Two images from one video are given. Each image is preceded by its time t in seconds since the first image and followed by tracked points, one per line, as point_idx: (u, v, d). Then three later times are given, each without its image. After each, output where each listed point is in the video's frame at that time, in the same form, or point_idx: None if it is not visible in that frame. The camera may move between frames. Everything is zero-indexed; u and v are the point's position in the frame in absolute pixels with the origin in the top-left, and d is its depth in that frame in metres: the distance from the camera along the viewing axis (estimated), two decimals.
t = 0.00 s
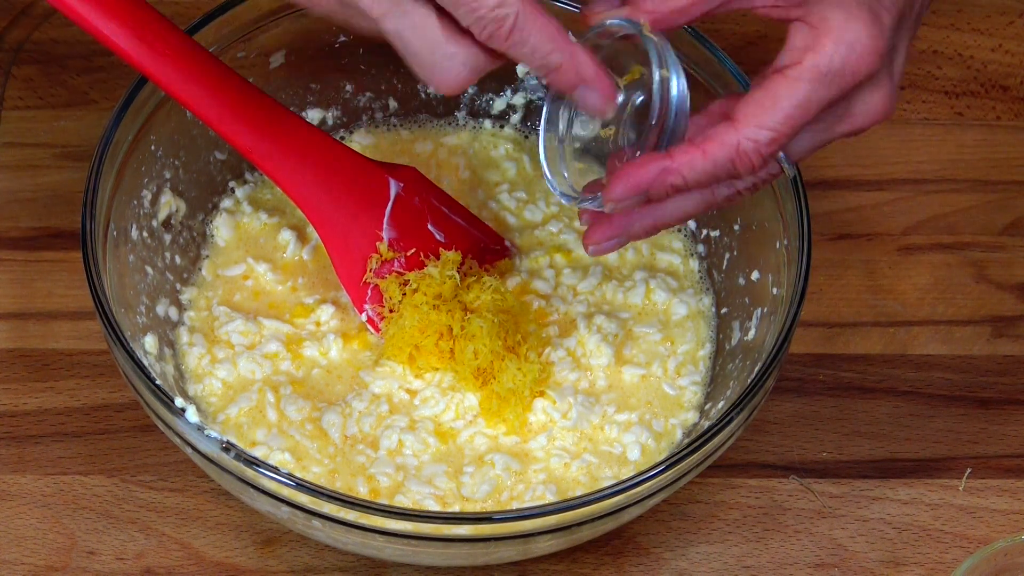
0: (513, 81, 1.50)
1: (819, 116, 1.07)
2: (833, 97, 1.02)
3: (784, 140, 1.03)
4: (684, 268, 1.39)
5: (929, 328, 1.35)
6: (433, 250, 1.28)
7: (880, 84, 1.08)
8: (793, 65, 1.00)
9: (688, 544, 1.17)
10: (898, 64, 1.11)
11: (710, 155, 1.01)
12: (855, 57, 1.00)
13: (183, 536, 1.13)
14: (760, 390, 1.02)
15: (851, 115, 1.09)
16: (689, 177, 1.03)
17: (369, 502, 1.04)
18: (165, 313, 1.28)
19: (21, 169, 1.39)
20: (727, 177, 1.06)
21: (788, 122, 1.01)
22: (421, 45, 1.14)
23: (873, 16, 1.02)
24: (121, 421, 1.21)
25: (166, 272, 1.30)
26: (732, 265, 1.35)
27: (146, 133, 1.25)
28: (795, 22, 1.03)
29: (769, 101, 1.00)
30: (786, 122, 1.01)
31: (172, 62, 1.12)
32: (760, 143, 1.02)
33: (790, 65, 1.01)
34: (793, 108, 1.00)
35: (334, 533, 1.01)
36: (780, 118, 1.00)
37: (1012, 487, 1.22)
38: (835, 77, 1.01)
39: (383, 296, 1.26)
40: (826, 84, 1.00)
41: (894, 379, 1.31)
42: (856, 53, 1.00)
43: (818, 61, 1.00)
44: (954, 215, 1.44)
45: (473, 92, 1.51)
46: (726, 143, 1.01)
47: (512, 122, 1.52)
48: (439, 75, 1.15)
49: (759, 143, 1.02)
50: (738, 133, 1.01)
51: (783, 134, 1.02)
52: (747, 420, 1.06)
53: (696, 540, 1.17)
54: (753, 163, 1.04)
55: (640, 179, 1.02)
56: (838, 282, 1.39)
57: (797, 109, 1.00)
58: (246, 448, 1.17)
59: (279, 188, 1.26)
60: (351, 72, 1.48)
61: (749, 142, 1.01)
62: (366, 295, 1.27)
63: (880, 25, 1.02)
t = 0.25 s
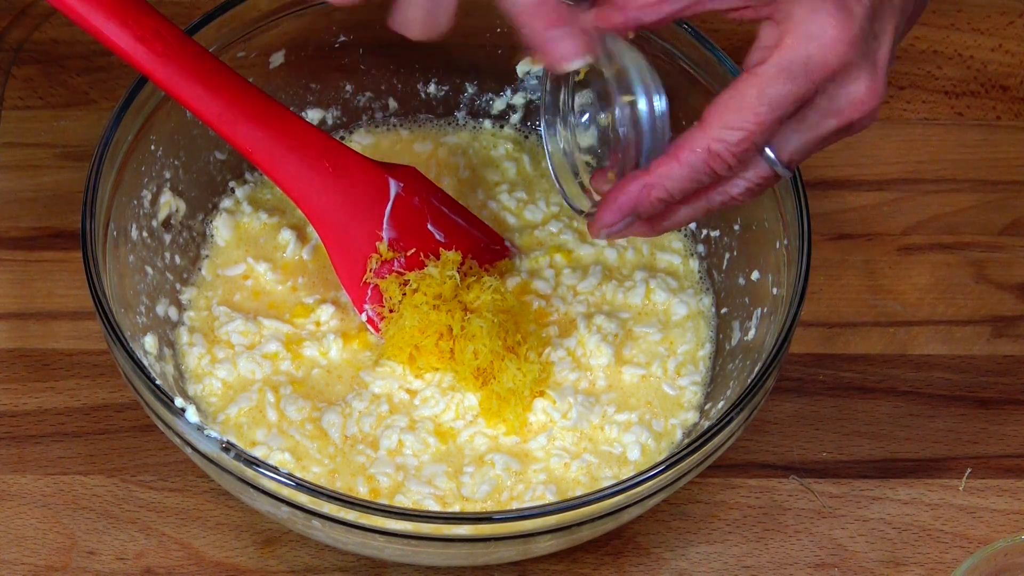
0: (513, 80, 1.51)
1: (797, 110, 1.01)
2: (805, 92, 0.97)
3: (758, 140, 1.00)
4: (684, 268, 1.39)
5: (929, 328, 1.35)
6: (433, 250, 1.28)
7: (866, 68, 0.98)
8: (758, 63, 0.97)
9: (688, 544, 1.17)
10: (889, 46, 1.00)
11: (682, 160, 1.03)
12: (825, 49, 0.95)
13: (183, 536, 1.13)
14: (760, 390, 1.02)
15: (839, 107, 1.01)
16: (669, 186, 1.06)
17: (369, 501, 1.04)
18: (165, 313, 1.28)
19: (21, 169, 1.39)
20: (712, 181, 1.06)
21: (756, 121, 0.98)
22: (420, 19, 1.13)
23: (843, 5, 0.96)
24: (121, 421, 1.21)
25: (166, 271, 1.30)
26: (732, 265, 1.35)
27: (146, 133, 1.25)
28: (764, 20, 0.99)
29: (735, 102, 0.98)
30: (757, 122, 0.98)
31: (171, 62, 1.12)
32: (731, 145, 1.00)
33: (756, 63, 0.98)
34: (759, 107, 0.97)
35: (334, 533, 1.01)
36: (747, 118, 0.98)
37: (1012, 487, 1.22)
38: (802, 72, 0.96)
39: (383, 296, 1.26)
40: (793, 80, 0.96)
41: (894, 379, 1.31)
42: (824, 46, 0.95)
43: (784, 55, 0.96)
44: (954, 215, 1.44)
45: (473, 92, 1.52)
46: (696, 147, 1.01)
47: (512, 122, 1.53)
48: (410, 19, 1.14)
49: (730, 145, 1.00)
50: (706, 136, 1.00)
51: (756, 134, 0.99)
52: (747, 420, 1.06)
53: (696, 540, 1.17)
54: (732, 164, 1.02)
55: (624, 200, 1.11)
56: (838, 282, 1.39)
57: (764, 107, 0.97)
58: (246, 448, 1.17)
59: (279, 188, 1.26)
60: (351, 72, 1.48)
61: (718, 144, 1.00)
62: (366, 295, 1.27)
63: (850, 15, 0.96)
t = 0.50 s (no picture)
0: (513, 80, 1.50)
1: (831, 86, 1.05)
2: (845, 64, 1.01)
3: (797, 112, 1.01)
4: (684, 267, 1.39)
5: (929, 328, 1.35)
6: (433, 250, 1.28)
7: (887, 57, 1.07)
8: (801, 34, 1.00)
9: (688, 544, 1.17)
10: (907, 39, 1.10)
11: (719, 119, 1.00)
12: (864, 23, 1.00)
13: (183, 536, 1.13)
14: (760, 389, 1.02)
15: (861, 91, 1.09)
16: (699, 139, 1.02)
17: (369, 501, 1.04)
18: (165, 313, 1.28)
19: (21, 169, 1.39)
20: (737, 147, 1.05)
21: (799, 90, 0.99)
22: (409, 77, 1.05)
23: None
24: (121, 421, 1.21)
25: (166, 271, 1.30)
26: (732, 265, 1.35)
27: (146, 133, 1.25)
28: None
29: (778, 72, 1.00)
30: (799, 92, 0.99)
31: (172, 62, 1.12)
32: (773, 114, 1.00)
33: (798, 34, 1.00)
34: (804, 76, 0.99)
35: (334, 533, 1.01)
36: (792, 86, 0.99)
37: (1012, 487, 1.22)
38: (845, 44, 0.99)
39: (383, 296, 1.26)
40: (836, 51, 0.99)
41: (894, 379, 1.31)
42: (864, 20, 0.99)
43: (825, 27, 0.99)
44: (954, 215, 1.44)
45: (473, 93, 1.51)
46: (736, 111, 1.00)
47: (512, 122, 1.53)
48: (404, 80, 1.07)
49: (772, 113, 1.00)
50: (750, 102, 1.00)
51: (797, 103, 1.00)
52: (747, 420, 1.06)
53: (696, 540, 1.17)
54: (764, 137, 1.02)
55: (647, 131, 1.03)
56: (838, 282, 1.39)
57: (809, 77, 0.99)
58: (246, 448, 1.17)
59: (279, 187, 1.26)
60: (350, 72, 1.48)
61: (759, 111, 1.00)
62: (366, 295, 1.27)
63: None
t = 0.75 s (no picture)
0: (513, 80, 1.50)
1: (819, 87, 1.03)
2: (833, 64, 0.98)
3: (783, 111, 0.99)
4: (684, 267, 1.39)
5: (929, 328, 1.35)
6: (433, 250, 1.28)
7: (876, 61, 1.05)
8: (789, 32, 0.98)
9: (688, 544, 1.17)
10: (898, 42, 1.08)
11: (705, 114, 0.99)
12: (852, 24, 0.98)
13: (183, 536, 1.13)
14: (760, 389, 1.02)
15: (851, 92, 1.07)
16: (684, 132, 1.01)
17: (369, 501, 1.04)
18: (165, 313, 1.28)
19: (21, 169, 1.39)
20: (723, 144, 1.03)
21: (786, 89, 0.97)
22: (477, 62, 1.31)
23: None
24: (120, 421, 1.21)
25: (166, 271, 1.30)
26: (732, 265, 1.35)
27: (146, 133, 1.25)
28: None
29: (766, 70, 0.97)
30: (787, 91, 0.97)
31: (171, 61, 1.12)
32: (760, 112, 0.98)
33: (787, 33, 0.98)
34: (791, 75, 0.97)
35: (334, 534, 1.01)
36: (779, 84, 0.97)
37: (1012, 487, 1.22)
38: (832, 44, 0.97)
39: (383, 296, 1.26)
40: (823, 50, 0.97)
41: (894, 379, 1.31)
42: (853, 21, 0.98)
43: (814, 26, 0.97)
44: (954, 215, 1.44)
45: (473, 92, 1.51)
46: (723, 107, 0.98)
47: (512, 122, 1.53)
48: (472, 61, 1.31)
49: (758, 112, 0.98)
50: (737, 100, 0.98)
51: (784, 102, 0.98)
52: (747, 420, 1.06)
53: (696, 540, 1.17)
54: (750, 134, 1.00)
55: (634, 123, 1.01)
56: (838, 282, 1.39)
57: (796, 76, 0.97)
58: (246, 448, 1.17)
59: (279, 187, 1.26)
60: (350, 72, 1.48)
61: (746, 110, 0.98)
62: (366, 295, 1.27)
63: None
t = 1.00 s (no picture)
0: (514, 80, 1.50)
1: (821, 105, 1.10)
2: (835, 85, 1.04)
3: (783, 129, 1.06)
4: (684, 267, 1.39)
5: (929, 328, 1.35)
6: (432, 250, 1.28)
7: (883, 76, 1.12)
8: (794, 53, 1.03)
9: (688, 544, 1.17)
10: (907, 53, 1.14)
11: (705, 139, 1.08)
12: (856, 46, 1.03)
13: (183, 536, 1.13)
14: (760, 389, 1.02)
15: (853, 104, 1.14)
16: (681, 157, 1.12)
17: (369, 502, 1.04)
18: (165, 313, 1.28)
19: (21, 169, 1.39)
20: (721, 160, 1.13)
21: (786, 110, 1.04)
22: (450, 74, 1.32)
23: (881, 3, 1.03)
24: (120, 421, 1.21)
25: (166, 272, 1.30)
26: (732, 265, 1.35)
27: (146, 134, 1.26)
28: (801, 5, 1.06)
29: (768, 91, 1.04)
30: (786, 114, 1.05)
31: (171, 61, 1.13)
32: (757, 133, 1.06)
33: (792, 53, 1.04)
34: (790, 98, 1.04)
35: (334, 534, 1.01)
36: (777, 107, 1.04)
37: (1012, 487, 1.22)
38: (835, 66, 1.03)
39: (383, 296, 1.26)
40: (826, 73, 1.03)
41: (893, 379, 1.31)
42: (857, 43, 1.03)
43: (818, 49, 1.02)
44: (954, 215, 1.44)
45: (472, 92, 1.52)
46: (722, 131, 1.07)
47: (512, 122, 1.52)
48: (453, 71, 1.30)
49: (756, 133, 1.06)
50: (735, 121, 1.06)
51: (781, 123, 1.06)
52: (747, 420, 1.06)
53: (696, 540, 1.17)
54: (750, 151, 1.09)
55: (636, 153, 1.12)
56: (838, 282, 1.39)
57: (796, 98, 1.04)
58: (246, 448, 1.17)
59: (280, 188, 1.26)
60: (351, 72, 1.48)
61: (744, 131, 1.06)
62: (366, 295, 1.27)
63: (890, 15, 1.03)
